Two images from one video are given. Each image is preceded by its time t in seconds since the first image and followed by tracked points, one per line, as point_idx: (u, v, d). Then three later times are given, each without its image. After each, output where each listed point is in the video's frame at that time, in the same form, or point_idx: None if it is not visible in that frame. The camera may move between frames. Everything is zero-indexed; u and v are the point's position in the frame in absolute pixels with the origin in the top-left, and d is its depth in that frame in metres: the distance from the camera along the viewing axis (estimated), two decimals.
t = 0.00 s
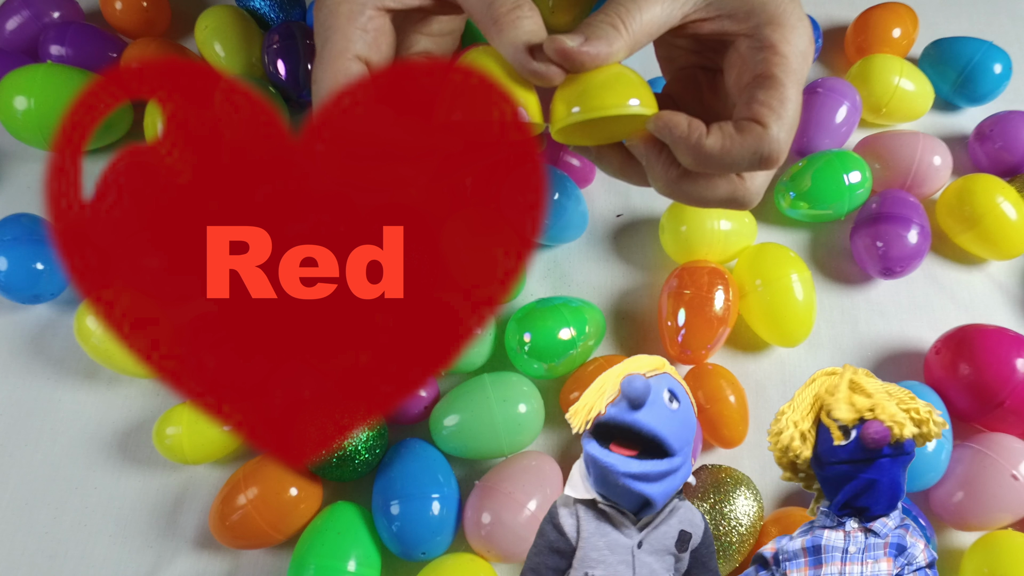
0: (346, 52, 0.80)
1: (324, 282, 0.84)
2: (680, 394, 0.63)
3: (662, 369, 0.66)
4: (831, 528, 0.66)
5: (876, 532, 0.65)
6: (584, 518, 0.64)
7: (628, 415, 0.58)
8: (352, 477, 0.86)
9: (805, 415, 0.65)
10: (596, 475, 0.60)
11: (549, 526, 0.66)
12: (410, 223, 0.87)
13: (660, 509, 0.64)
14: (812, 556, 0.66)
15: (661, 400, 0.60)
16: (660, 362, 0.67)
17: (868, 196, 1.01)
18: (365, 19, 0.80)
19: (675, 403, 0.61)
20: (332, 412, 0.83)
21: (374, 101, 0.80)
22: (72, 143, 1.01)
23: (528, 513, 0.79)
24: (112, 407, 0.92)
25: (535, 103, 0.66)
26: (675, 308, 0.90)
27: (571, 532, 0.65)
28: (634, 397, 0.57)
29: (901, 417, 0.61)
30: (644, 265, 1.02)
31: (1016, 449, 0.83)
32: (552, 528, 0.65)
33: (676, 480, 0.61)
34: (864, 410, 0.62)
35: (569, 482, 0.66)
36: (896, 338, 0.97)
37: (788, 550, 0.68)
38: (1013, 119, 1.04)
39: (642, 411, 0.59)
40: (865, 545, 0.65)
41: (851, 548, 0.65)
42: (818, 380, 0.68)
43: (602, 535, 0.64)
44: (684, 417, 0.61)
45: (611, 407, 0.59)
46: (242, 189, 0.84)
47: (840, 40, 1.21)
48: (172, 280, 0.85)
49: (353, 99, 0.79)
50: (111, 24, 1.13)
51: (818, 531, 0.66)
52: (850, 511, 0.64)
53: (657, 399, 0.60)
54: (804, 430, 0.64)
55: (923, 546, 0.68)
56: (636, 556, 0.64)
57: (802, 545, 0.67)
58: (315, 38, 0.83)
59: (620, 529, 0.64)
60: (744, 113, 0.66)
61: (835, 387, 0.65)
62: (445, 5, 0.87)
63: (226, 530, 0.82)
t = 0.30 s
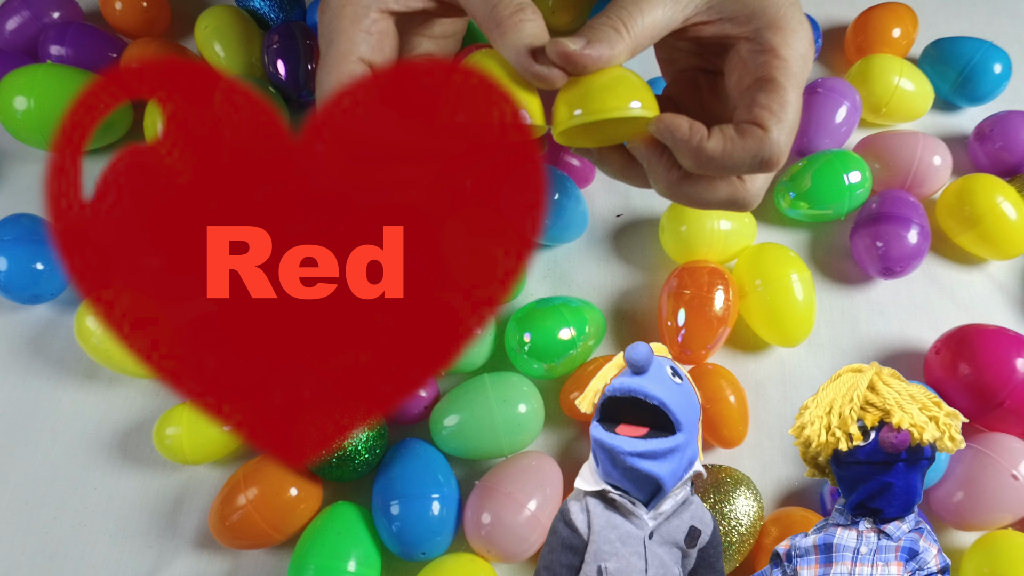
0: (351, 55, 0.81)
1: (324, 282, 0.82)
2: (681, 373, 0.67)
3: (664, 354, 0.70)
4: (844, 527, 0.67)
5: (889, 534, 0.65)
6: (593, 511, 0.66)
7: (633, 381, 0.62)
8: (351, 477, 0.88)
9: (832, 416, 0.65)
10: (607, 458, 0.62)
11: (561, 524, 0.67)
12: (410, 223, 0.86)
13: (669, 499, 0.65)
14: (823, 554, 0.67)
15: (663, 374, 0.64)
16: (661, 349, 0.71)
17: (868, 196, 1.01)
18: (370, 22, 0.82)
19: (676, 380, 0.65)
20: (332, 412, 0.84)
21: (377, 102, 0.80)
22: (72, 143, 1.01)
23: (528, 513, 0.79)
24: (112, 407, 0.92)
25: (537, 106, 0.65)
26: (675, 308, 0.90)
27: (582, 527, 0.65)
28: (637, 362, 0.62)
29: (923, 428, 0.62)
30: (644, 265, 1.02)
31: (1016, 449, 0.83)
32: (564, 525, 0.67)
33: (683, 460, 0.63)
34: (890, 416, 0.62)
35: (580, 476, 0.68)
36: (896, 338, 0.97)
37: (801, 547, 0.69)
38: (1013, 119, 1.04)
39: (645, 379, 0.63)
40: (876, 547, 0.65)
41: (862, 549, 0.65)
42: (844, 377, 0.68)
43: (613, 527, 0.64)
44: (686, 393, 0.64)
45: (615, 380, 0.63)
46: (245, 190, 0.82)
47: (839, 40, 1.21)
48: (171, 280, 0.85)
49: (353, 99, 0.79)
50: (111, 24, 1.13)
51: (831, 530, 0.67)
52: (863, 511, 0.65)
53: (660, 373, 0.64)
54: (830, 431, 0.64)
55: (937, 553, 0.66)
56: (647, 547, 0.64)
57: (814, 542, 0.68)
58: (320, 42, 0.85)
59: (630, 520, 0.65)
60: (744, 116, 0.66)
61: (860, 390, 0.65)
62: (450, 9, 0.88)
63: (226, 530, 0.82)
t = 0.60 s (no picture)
0: (349, 26, 0.69)
1: (324, 282, 0.83)
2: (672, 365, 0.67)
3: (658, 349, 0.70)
4: (841, 526, 0.66)
5: (885, 533, 0.64)
6: (587, 495, 0.67)
7: (617, 370, 0.63)
8: (351, 477, 0.89)
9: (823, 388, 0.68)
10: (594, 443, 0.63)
11: (558, 507, 0.68)
12: (411, 224, 0.84)
13: (659, 486, 0.65)
14: (820, 555, 0.67)
15: (649, 365, 0.64)
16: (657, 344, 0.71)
17: (868, 196, 1.01)
18: None
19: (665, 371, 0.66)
20: (332, 412, 0.84)
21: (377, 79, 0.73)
22: (72, 143, 1.01)
23: (527, 513, 0.79)
24: (113, 407, 0.92)
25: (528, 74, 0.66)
26: (675, 308, 0.90)
27: (576, 512, 0.66)
28: (620, 353, 0.63)
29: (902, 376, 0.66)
30: (644, 265, 1.02)
31: (1016, 449, 0.83)
32: (561, 509, 0.67)
33: (672, 448, 0.63)
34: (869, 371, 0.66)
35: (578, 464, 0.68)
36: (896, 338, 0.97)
37: (798, 548, 0.69)
38: (1013, 119, 1.04)
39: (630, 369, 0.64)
40: (874, 546, 0.65)
41: (859, 548, 0.65)
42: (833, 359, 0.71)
43: (605, 511, 0.66)
44: (675, 383, 0.64)
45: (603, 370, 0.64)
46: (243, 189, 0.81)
47: (840, 40, 1.21)
48: (172, 280, 0.85)
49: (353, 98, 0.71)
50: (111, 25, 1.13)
51: (828, 530, 0.67)
52: (859, 507, 0.64)
53: (646, 364, 0.64)
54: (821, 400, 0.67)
55: (934, 550, 0.66)
56: (636, 532, 0.65)
57: (811, 543, 0.68)
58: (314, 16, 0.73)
59: (621, 504, 0.66)
60: (741, 93, 0.62)
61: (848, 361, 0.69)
62: None
63: (226, 530, 0.82)
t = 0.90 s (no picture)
0: None
1: (323, 282, 0.90)
2: (667, 374, 0.65)
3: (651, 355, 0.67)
4: (840, 525, 0.67)
5: (884, 533, 0.64)
6: (586, 509, 0.66)
7: (614, 392, 0.60)
8: (351, 477, 0.85)
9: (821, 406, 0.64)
10: (592, 463, 0.61)
11: (555, 519, 0.67)
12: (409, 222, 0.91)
13: (660, 496, 0.65)
14: (818, 555, 0.67)
15: (646, 381, 0.62)
16: (650, 350, 0.67)
17: (868, 196, 1.01)
18: None
19: (662, 384, 0.63)
20: (332, 412, 0.83)
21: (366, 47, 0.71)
22: (73, 143, 1.01)
23: (528, 513, 0.79)
24: (112, 407, 0.92)
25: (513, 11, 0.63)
26: (675, 308, 0.90)
27: (575, 523, 0.65)
28: (616, 375, 0.59)
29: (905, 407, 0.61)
30: (644, 265, 1.02)
31: (1016, 449, 0.83)
32: (558, 520, 0.67)
33: (670, 462, 0.62)
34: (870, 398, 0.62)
35: (571, 476, 0.67)
36: (896, 338, 0.97)
37: (797, 548, 0.69)
38: (1013, 119, 1.04)
39: (626, 391, 0.60)
40: (871, 546, 0.64)
41: (857, 549, 0.65)
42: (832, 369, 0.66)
43: (606, 523, 0.65)
44: (672, 396, 0.63)
45: (597, 391, 0.61)
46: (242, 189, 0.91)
47: (840, 40, 1.21)
48: (172, 280, 0.88)
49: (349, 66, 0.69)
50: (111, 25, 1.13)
51: (826, 530, 0.67)
52: (858, 509, 0.64)
53: (642, 380, 0.62)
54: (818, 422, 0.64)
55: (933, 550, 0.65)
56: (639, 543, 0.64)
57: (810, 543, 0.68)
58: None
59: (622, 517, 0.65)
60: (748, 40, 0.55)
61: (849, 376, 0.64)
62: None
63: (226, 530, 0.81)
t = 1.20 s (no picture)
0: None
1: (324, 282, 0.90)
2: (662, 383, 0.65)
3: (644, 360, 0.67)
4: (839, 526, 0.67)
5: (883, 534, 0.64)
6: (585, 516, 0.65)
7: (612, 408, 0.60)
8: (351, 477, 0.85)
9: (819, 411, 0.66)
10: (594, 470, 0.61)
11: (553, 529, 0.66)
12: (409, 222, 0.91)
13: (659, 498, 0.65)
14: (817, 555, 0.67)
15: (642, 390, 0.62)
16: (642, 355, 0.67)
17: (868, 196, 1.01)
18: None
19: (658, 394, 0.63)
20: (332, 412, 0.83)
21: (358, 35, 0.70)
22: (73, 143, 1.01)
23: (528, 513, 0.79)
24: (112, 407, 0.92)
25: None
26: (675, 308, 0.90)
27: (574, 532, 0.65)
28: (614, 392, 0.59)
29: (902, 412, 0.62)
30: (644, 265, 1.02)
31: (1016, 449, 0.83)
32: (556, 530, 0.66)
33: (671, 466, 0.62)
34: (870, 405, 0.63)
35: (568, 483, 0.67)
36: (896, 338, 0.97)
37: (796, 549, 0.69)
38: (1013, 119, 1.04)
39: (624, 405, 0.60)
40: (870, 546, 0.64)
41: (856, 549, 0.65)
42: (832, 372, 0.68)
43: (606, 530, 0.64)
44: (669, 404, 0.63)
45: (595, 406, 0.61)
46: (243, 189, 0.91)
47: (840, 40, 1.21)
48: (172, 280, 0.89)
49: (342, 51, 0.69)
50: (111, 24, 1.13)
51: (824, 531, 0.67)
52: (857, 509, 0.64)
53: (638, 391, 0.61)
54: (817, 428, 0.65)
55: (932, 551, 0.65)
56: (642, 548, 0.64)
57: (809, 543, 0.68)
58: None
59: (622, 522, 0.64)
60: None
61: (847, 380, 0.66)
62: None
63: (226, 530, 0.81)
